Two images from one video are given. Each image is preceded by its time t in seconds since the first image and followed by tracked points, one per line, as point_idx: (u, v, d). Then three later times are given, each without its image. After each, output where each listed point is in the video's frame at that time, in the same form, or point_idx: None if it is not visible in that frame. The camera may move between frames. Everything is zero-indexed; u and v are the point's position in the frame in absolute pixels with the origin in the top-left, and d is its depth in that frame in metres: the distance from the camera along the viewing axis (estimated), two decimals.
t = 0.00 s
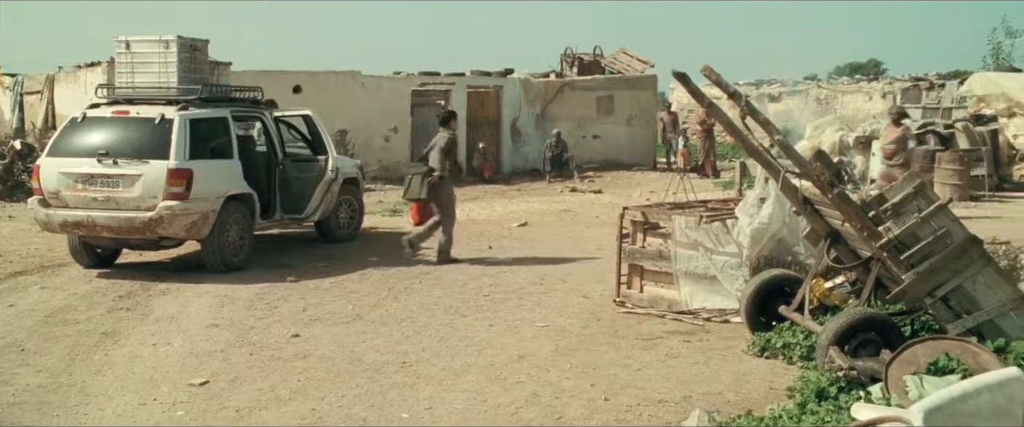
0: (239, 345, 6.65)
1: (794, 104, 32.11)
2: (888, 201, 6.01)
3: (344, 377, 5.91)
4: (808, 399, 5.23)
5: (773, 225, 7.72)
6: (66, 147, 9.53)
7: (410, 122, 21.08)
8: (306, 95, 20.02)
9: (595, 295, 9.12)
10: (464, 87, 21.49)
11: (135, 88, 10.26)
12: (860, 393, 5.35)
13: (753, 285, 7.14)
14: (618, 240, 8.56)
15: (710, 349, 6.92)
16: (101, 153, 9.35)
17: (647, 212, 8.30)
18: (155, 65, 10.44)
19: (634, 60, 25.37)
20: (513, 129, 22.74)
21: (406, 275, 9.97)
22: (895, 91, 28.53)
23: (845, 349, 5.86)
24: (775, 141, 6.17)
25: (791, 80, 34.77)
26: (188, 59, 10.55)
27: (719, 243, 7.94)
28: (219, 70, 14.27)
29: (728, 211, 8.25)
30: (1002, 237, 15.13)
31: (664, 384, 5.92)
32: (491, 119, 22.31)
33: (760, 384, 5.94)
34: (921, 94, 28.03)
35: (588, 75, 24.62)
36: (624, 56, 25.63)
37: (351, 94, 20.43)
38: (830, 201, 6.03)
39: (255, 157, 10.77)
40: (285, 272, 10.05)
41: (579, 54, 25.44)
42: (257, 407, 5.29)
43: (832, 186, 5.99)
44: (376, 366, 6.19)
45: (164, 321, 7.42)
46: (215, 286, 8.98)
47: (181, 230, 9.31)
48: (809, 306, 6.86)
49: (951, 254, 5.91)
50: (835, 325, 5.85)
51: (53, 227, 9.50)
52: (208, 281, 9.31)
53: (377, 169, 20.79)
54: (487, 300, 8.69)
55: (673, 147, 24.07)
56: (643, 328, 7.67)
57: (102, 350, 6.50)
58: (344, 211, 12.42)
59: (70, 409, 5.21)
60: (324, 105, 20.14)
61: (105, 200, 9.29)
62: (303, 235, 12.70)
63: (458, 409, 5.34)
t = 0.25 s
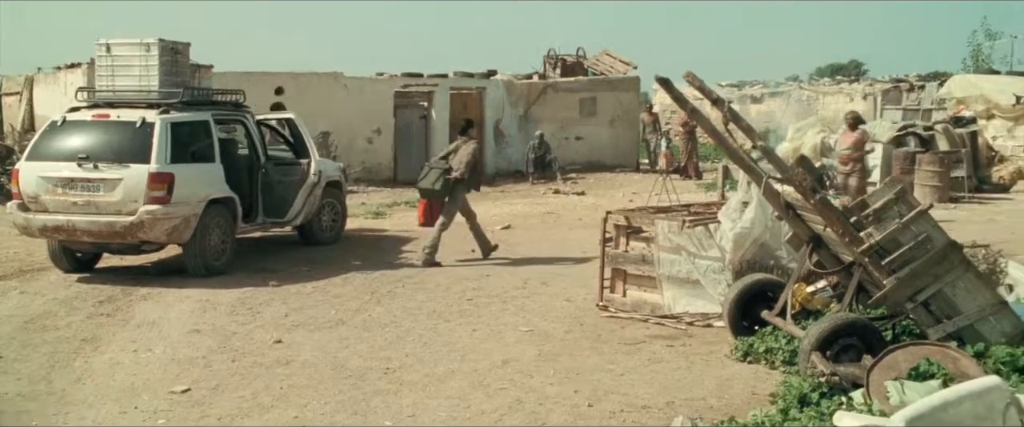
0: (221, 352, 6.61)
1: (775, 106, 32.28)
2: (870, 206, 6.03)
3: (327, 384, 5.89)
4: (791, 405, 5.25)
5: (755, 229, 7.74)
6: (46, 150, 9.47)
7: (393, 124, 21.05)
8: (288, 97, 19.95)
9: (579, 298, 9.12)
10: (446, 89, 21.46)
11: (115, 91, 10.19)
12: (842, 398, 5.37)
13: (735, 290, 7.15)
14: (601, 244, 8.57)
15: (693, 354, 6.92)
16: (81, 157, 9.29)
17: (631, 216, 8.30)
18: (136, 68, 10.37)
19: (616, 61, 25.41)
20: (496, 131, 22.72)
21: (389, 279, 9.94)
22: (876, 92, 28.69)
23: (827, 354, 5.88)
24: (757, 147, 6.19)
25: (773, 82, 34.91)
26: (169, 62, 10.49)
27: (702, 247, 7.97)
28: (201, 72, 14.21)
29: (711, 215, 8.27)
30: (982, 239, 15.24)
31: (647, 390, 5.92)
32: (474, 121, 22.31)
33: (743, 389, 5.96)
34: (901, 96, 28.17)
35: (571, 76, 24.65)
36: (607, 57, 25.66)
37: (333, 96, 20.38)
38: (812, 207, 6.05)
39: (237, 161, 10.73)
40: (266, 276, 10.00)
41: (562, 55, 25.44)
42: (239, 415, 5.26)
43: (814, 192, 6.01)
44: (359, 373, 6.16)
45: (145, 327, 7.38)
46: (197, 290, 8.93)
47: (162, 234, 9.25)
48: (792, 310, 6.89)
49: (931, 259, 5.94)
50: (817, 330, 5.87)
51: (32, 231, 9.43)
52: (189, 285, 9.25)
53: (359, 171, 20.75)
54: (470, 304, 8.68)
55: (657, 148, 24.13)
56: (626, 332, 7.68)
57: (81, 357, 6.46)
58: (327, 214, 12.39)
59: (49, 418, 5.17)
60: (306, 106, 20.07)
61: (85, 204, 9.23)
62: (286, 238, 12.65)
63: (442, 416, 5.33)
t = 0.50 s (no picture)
0: (207, 359, 6.58)
1: (761, 108, 32.41)
2: (855, 214, 6.05)
3: (313, 392, 5.87)
4: (777, 412, 5.28)
5: (741, 235, 7.76)
6: (30, 155, 9.42)
7: (380, 127, 21.02)
8: (273, 99, 19.90)
9: (565, 304, 9.12)
10: (433, 91, 21.42)
11: (100, 96, 10.13)
12: (827, 405, 5.40)
13: (722, 296, 7.16)
14: (588, 250, 8.58)
15: (679, 360, 6.93)
16: (65, 163, 9.24)
17: (618, 222, 8.34)
18: (121, 73, 10.32)
19: (603, 64, 25.45)
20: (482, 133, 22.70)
21: (375, 284, 9.92)
22: (861, 94, 28.81)
23: (813, 361, 5.90)
24: (743, 154, 6.21)
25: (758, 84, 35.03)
26: (154, 67, 10.44)
27: (688, 252, 7.97)
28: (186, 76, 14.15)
29: (697, 221, 8.28)
30: (966, 240, 15.32)
31: (634, 397, 5.92)
32: (460, 123, 22.28)
33: (729, 396, 5.97)
34: (886, 98, 28.31)
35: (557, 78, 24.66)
36: (593, 60, 25.68)
37: (318, 98, 20.35)
38: (798, 214, 6.08)
39: (223, 166, 10.70)
40: (252, 281, 9.96)
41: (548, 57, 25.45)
42: (225, 424, 5.24)
43: (800, 199, 6.04)
44: (346, 381, 6.15)
45: (130, 334, 7.34)
46: (182, 296, 8.89)
47: (147, 240, 9.22)
48: (777, 316, 6.90)
49: (917, 266, 5.97)
50: (803, 337, 5.89)
51: (16, 237, 9.38)
52: (174, 291, 9.21)
53: (345, 174, 20.71)
54: (456, 310, 8.66)
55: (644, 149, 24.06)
56: (613, 338, 7.68)
57: (66, 365, 6.42)
58: (313, 218, 12.36)
59: None
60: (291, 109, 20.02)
61: (69, 210, 9.18)
62: (272, 242, 12.62)
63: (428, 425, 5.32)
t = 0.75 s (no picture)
0: (196, 367, 6.56)
1: (750, 109, 32.51)
2: (845, 221, 6.07)
3: (303, 400, 5.86)
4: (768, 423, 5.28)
5: (732, 240, 7.77)
6: (18, 160, 9.38)
7: (369, 129, 21.02)
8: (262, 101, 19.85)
9: (556, 309, 9.12)
10: (424, 92, 21.37)
11: (88, 101, 10.09)
12: (818, 415, 5.40)
13: (712, 302, 7.16)
14: (578, 255, 8.58)
15: (669, 367, 6.93)
16: (53, 168, 9.21)
17: (607, 228, 8.36)
18: (109, 77, 10.27)
19: (592, 65, 25.47)
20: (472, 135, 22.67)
21: (365, 289, 9.90)
22: (849, 95, 28.85)
23: (803, 368, 5.90)
24: (733, 161, 6.23)
25: (747, 85, 35.13)
26: (143, 71, 10.41)
27: (679, 258, 7.98)
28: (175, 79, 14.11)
29: (686, 226, 8.29)
30: (954, 243, 15.36)
31: (624, 405, 5.92)
32: (450, 124, 22.22)
33: (719, 404, 5.97)
34: (874, 99, 28.41)
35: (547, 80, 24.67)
36: (583, 61, 25.68)
37: (308, 101, 20.33)
38: (788, 221, 6.11)
39: (212, 170, 10.66)
40: (241, 286, 9.93)
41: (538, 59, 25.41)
42: None
43: (790, 207, 6.10)
44: (336, 388, 6.13)
45: (119, 341, 7.31)
46: (171, 301, 8.86)
47: (136, 245, 9.18)
48: (767, 323, 6.91)
49: (906, 274, 5.98)
50: (793, 345, 5.89)
51: (3, 242, 9.34)
52: (163, 297, 9.17)
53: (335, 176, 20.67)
54: (447, 315, 8.64)
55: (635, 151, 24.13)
56: (604, 344, 7.68)
57: (54, 373, 6.40)
58: (302, 222, 12.34)
59: None
60: (280, 111, 19.97)
61: (56, 215, 9.14)
62: (261, 246, 12.58)
63: None
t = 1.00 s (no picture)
0: (186, 375, 6.53)
1: (740, 110, 32.57)
2: (836, 230, 6.08)
3: (293, 410, 5.84)
4: None
5: (722, 247, 7.77)
6: (6, 166, 9.35)
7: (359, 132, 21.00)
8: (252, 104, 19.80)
9: (547, 315, 9.11)
10: (413, 95, 21.40)
11: (77, 106, 10.04)
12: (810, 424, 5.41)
13: (702, 309, 7.16)
14: (569, 261, 8.57)
15: (660, 374, 6.93)
16: (41, 173, 9.17)
17: (598, 234, 8.35)
18: (98, 82, 10.23)
19: (583, 67, 25.49)
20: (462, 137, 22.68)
21: (356, 294, 9.87)
22: (839, 97, 28.92)
23: (794, 377, 5.91)
24: (725, 169, 6.23)
25: (737, 87, 35.19)
26: (132, 75, 10.36)
27: (669, 265, 7.97)
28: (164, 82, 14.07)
29: (676, 232, 8.30)
30: (943, 246, 15.39)
31: (615, 414, 5.92)
32: (440, 126, 22.23)
33: (710, 412, 5.98)
34: (864, 101, 28.48)
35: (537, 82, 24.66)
36: (573, 63, 25.70)
37: (298, 102, 20.27)
38: (779, 229, 6.11)
39: (201, 175, 10.61)
40: (232, 291, 9.90)
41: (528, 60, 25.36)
42: None
43: (781, 215, 6.09)
44: (326, 397, 6.11)
45: (107, 349, 7.28)
46: (161, 308, 8.83)
47: (125, 251, 9.15)
48: (758, 330, 6.91)
49: (896, 282, 6.00)
50: (784, 353, 5.89)
51: None
52: (152, 303, 9.14)
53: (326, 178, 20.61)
54: (438, 321, 8.62)
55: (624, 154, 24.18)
56: (594, 351, 7.67)
57: (42, 382, 6.37)
58: (293, 226, 12.32)
59: None
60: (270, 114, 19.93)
61: (45, 221, 9.10)
62: (251, 250, 12.55)
63: None
